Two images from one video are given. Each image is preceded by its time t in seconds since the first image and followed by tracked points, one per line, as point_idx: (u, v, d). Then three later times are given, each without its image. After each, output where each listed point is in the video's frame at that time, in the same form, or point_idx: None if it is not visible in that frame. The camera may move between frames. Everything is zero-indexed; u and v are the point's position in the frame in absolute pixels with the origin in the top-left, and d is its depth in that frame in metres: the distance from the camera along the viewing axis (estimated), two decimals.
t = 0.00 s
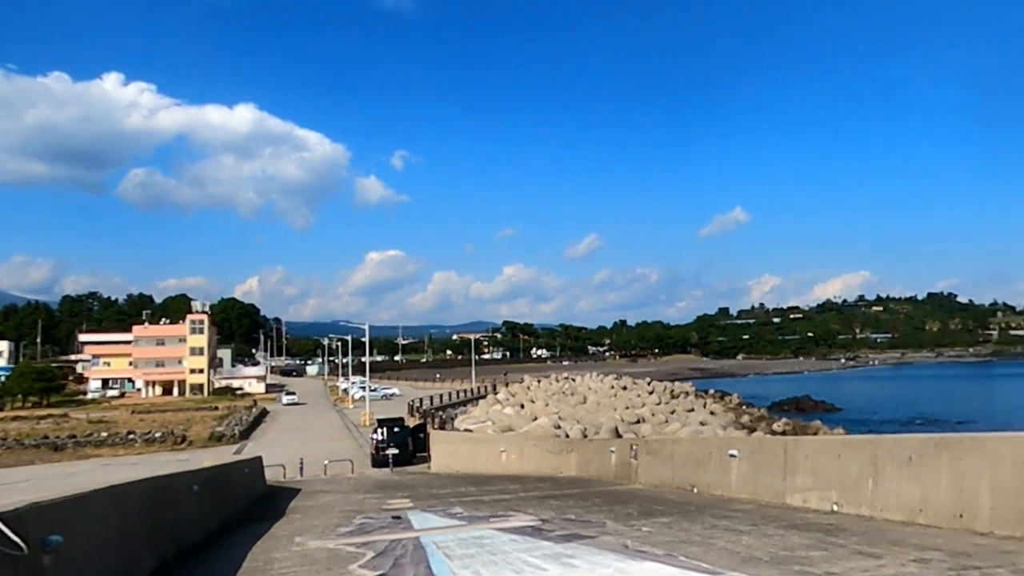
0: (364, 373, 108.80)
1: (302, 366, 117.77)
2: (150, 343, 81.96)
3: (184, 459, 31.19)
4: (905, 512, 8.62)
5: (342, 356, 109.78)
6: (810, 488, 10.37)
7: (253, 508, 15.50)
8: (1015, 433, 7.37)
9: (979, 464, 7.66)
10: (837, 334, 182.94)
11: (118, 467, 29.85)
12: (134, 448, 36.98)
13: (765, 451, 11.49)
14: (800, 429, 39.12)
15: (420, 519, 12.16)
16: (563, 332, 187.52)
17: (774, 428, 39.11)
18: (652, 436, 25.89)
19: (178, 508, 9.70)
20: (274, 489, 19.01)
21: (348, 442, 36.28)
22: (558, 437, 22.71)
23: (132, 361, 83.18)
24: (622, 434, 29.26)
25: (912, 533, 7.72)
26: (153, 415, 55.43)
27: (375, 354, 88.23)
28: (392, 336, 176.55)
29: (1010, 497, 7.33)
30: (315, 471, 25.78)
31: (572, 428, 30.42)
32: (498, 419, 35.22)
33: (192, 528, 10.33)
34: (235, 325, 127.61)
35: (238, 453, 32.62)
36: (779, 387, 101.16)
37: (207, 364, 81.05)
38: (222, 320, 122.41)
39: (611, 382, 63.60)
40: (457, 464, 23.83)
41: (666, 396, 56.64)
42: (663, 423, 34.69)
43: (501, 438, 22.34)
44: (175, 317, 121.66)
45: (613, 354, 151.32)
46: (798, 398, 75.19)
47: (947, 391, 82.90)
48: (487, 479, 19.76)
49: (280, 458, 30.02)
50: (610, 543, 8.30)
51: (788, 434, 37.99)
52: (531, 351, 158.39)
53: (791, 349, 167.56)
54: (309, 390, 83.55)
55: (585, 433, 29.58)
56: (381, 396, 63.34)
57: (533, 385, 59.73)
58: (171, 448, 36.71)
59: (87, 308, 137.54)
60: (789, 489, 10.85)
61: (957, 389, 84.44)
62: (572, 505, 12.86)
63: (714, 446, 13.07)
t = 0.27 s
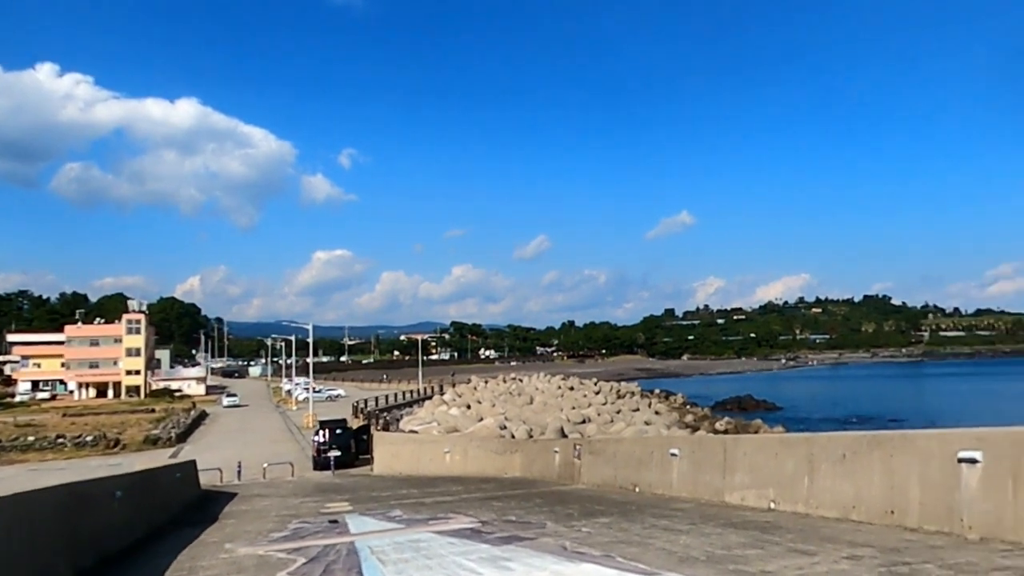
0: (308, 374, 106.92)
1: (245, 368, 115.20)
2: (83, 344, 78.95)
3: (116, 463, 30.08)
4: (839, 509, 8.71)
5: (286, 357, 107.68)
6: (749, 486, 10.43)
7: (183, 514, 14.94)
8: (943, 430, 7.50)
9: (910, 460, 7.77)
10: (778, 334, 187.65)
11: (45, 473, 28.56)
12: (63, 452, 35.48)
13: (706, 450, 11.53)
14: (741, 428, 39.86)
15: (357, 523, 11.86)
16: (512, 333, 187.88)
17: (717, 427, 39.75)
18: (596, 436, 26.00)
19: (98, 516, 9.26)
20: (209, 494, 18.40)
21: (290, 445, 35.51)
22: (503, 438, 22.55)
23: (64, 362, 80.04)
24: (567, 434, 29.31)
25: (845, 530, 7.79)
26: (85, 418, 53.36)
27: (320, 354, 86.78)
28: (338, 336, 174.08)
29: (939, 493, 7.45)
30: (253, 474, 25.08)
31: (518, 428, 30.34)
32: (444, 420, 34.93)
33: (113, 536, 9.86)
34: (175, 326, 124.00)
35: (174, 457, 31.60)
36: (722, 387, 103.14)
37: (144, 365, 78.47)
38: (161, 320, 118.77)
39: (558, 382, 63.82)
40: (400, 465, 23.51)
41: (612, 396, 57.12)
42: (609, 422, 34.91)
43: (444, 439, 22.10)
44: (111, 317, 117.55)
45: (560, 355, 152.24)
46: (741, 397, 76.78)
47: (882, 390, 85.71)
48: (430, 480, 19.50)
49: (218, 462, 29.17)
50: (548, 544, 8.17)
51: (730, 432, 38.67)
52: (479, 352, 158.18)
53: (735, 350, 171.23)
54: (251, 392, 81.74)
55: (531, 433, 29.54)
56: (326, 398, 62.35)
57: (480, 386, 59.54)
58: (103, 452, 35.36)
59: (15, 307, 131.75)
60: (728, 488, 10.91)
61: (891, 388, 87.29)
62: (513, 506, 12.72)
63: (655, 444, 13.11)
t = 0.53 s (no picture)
0: (255, 376, 104.76)
1: (189, 370, 112.20)
2: (16, 345, 75.81)
3: (48, 469, 28.87)
4: (780, 509, 8.74)
5: (232, 358, 105.32)
6: (693, 487, 10.43)
7: (114, 522, 14.32)
8: (881, 431, 7.57)
9: (848, 460, 7.83)
10: (725, 336, 191.40)
11: None
12: None
13: (651, 451, 11.52)
14: (688, 429, 40.35)
15: (296, 529, 11.48)
16: (463, 335, 187.35)
17: (664, 428, 40.17)
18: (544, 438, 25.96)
19: (16, 527, 8.74)
20: (144, 500, 17.72)
21: (233, 448, 34.63)
22: (451, 440, 22.32)
23: None
24: (516, 436, 29.22)
25: (787, 531, 7.80)
26: (16, 422, 51.19)
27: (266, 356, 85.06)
28: (286, 338, 171.03)
29: (878, 493, 7.50)
30: (192, 479, 24.30)
31: (466, 430, 30.13)
32: (392, 422, 34.50)
33: (31, 548, 9.32)
34: (114, 326, 119.94)
35: (110, 461, 30.48)
36: (671, 387, 104.64)
37: (81, 367, 75.72)
38: (100, 320, 114.84)
39: (508, 384, 63.80)
40: (346, 468, 23.08)
41: (562, 398, 57.32)
42: (557, 423, 34.95)
43: (391, 441, 21.78)
44: (46, 316, 113.20)
45: (512, 357, 152.45)
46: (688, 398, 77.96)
47: (824, 390, 87.97)
48: (375, 484, 19.12)
49: (156, 467, 28.22)
50: (491, 550, 7.99)
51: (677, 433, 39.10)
52: (431, 354, 157.33)
53: (683, 351, 173.93)
54: (194, 394, 79.65)
55: (480, 435, 29.36)
56: (271, 400, 61.10)
57: (430, 388, 59.09)
58: (35, 458, 33.91)
59: None
60: (673, 489, 10.90)
61: (833, 389, 89.65)
62: (458, 509, 12.51)
63: (602, 446, 13.06)
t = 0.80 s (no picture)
0: (206, 378, 102.45)
1: (136, 371, 109.23)
2: None
3: None
4: (729, 510, 8.72)
5: (181, 360, 102.85)
6: (643, 489, 10.38)
7: (47, 530, 13.70)
8: (827, 431, 7.58)
9: (796, 461, 7.84)
10: (680, 338, 193.91)
11: None
12: None
13: (603, 452, 11.43)
14: (643, 430, 40.62)
15: (237, 536, 11.12)
16: (420, 337, 186.05)
17: (619, 430, 40.36)
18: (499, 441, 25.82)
19: None
20: (82, 507, 17.04)
21: (180, 452, 33.68)
22: (404, 442, 21.99)
23: None
24: (471, 437, 29.02)
25: (734, 532, 7.77)
26: None
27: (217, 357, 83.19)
28: (239, 339, 167.75)
29: (824, 492, 7.51)
30: (134, 485, 23.50)
31: (420, 433, 29.78)
32: (345, 425, 33.96)
33: None
34: (58, 327, 115.99)
35: (48, 467, 29.33)
36: (627, 389, 105.49)
37: (22, 369, 73.00)
38: (43, 320, 110.98)
39: (464, 385, 63.51)
40: (295, 472, 22.59)
41: (518, 400, 57.25)
42: (512, 425, 34.81)
43: (342, 445, 21.37)
44: None
45: (469, 358, 152.09)
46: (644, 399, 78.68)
47: (776, 391, 89.58)
48: (326, 488, 18.72)
49: (98, 472, 27.25)
50: (436, 556, 7.80)
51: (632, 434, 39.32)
52: (387, 355, 155.94)
53: (639, 353, 175.65)
54: (142, 396, 77.48)
55: (434, 437, 29.07)
56: (222, 403, 59.74)
57: (385, 390, 58.42)
58: None
59: None
60: (624, 490, 10.83)
61: (784, 390, 91.40)
62: (406, 514, 12.26)
63: (553, 448, 12.95)
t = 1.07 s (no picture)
0: (160, 380, 100.08)
1: (87, 374, 106.14)
2: None
3: None
4: (683, 515, 8.65)
5: (135, 362, 100.29)
6: (599, 493, 10.28)
7: None
8: (782, 434, 7.54)
9: (750, 465, 7.79)
10: (641, 342, 195.42)
11: None
12: None
13: (559, 457, 11.30)
14: (603, 433, 40.68)
15: (181, 545, 10.72)
16: (382, 339, 184.36)
17: (580, 433, 40.36)
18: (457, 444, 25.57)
19: None
20: (21, 515, 16.35)
21: (129, 457, 32.70)
22: (360, 446, 21.62)
23: None
24: (429, 441, 28.73)
25: (688, 537, 7.70)
26: None
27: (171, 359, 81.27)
28: (195, 340, 164.37)
29: (779, 496, 7.46)
30: (79, 491, 22.71)
31: (378, 436, 29.38)
32: (302, 428, 33.35)
33: None
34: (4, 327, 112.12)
35: None
36: (588, 392, 105.83)
37: None
38: None
39: (425, 389, 63.00)
40: (248, 477, 22.05)
41: (479, 403, 56.99)
42: (472, 429, 34.56)
43: (297, 449, 20.92)
44: None
45: (430, 361, 151.20)
46: (605, 402, 79.02)
47: (734, 394, 90.73)
48: (279, 493, 18.27)
49: (41, 478, 26.29)
50: (384, 565, 7.56)
51: (592, 438, 39.33)
52: (347, 358, 154.28)
53: (601, 356, 176.55)
54: (92, 399, 75.31)
55: (392, 441, 28.71)
56: (175, 406, 58.33)
57: (344, 392, 57.65)
58: None
59: None
60: (580, 495, 10.70)
61: (742, 393, 92.58)
62: (359, 520, 11.98)
63: (510, 452, 12.78)
